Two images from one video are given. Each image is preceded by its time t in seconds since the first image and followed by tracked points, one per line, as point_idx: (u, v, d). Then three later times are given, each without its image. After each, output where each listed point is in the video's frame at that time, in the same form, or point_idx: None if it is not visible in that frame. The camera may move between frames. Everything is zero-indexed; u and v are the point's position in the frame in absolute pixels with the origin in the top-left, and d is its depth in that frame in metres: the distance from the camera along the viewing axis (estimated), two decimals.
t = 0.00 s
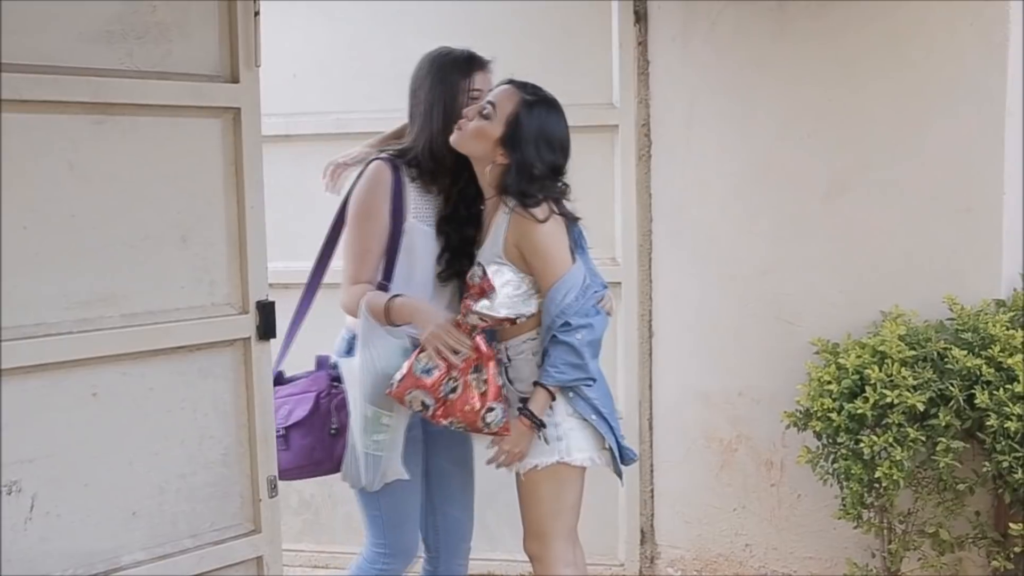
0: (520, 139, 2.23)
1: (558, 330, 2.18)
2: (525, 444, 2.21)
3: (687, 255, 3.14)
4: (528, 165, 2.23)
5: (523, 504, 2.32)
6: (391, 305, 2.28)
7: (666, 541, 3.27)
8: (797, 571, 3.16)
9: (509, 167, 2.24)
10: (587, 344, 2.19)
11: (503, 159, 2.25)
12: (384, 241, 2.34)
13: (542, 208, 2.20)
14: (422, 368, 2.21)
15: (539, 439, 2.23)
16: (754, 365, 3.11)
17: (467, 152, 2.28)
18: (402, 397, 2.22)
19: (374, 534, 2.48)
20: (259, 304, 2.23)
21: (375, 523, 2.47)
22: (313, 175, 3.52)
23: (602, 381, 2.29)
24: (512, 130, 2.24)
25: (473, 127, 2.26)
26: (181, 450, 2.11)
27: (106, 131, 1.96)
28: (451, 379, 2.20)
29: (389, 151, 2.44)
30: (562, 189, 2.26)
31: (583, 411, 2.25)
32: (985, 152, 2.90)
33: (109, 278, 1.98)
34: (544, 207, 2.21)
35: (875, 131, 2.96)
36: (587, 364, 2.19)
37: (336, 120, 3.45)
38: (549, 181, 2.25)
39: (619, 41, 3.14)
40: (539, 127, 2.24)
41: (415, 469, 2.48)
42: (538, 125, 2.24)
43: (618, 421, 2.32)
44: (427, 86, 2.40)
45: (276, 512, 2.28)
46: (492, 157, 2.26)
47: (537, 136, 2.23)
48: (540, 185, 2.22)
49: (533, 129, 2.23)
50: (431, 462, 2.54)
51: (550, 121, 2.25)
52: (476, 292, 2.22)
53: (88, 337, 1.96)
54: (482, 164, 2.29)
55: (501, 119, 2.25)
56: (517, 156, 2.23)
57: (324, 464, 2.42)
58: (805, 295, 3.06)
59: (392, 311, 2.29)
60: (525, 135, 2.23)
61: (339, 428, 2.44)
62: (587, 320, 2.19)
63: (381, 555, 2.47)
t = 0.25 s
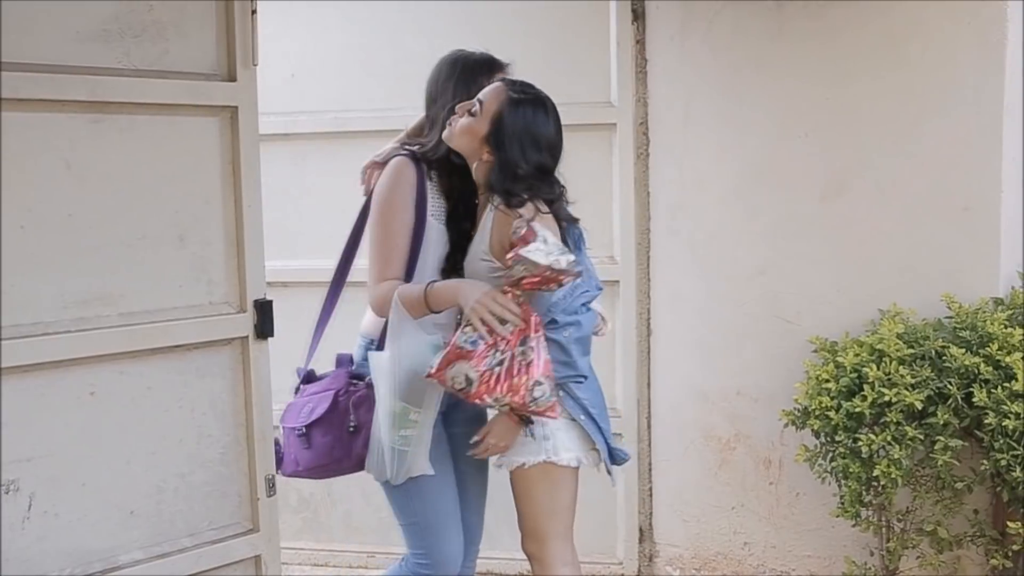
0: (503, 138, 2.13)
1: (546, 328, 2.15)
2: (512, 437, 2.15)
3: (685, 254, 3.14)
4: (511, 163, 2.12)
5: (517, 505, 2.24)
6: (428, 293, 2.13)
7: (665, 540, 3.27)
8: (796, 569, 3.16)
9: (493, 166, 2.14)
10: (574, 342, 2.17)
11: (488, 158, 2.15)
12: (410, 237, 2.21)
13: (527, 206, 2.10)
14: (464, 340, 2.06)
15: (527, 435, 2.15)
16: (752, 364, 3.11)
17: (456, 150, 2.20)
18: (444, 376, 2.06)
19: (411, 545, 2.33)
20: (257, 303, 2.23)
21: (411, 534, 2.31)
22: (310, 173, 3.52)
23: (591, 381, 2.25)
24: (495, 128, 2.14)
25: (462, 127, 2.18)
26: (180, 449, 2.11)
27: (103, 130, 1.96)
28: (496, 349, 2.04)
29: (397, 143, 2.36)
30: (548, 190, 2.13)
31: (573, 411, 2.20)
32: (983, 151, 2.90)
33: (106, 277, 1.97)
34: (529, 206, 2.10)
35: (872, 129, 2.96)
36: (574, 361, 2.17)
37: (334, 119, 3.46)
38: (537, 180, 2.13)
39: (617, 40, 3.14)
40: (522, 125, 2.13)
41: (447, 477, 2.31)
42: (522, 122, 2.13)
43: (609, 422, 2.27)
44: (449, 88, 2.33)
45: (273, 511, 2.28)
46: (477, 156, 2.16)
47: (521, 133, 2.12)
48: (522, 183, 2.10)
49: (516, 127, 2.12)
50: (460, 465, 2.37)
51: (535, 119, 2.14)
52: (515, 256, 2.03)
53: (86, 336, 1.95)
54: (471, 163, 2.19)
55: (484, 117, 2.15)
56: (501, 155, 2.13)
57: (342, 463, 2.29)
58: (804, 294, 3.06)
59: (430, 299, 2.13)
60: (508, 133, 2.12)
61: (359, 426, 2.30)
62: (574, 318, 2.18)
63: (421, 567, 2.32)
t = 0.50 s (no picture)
0: (498, 137, 2.04)
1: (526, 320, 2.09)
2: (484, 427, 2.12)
3: (686, 251, 3.14)
4: (502, 163, 2.03)
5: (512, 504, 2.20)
6: (489, 268, 2.03)
7: (666, 537, 3.27)
8: (797, 567, 3.16)
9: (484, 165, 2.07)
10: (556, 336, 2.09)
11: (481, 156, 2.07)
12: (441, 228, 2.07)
13: (515, 206, 2.04)
14: (547, 295, 2.00)
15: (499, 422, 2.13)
16: (753, 361, 3.11)
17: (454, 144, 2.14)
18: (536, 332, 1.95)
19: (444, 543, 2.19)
20: (258, 300, 2.23)
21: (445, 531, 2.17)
22: (312, 171, 3.52)
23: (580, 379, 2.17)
24: (491, 127, 2.06)
25: (460, 122, 2.12)
26: (181, 447, 2.11)
27: (104, 128, 1.96)
28: (579, 300, 2.00)
29: (419, 139, 2.22)
30: (538, 194, 2.06)
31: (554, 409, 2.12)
32: (985, 148, 2.90)
33: (107, 275, 1.97)
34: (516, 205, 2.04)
35: (874, 127, 2.96)
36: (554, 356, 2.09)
37: (335, 117, 3.46)
38: (530, 181, 2.04)
39: (618, 38, 3.14)
40: (518, 124, 2.03)
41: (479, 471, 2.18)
42: (518, 121, 2.03)
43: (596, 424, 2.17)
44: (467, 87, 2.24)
45: (275, 509, 2.28)
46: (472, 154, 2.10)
47: (515, 133, 2.03)
48: (510, 186, 2.02)
49: (511, 126, 2.03)
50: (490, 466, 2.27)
51: (532, 118, 2.04)
52: (594, 197, 2.21)
53: (88, 334, 1.95)
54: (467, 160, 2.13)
55: (482, 115, 2.08)
56: (494, 155, 2.04)
57: (358, 462, 2.12)
58: (805, 291, 3.05)
59: (494, 276, 2.02)
60: (502, 133, 2.04)
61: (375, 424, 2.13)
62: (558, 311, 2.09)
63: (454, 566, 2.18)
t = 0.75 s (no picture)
0: (496, 137, 2.01)
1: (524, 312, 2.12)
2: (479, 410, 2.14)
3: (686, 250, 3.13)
4: (499, 163, 2.01)
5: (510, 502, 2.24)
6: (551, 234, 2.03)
7: (667, 537, 3.27)
8: (798, 566, 3.16)
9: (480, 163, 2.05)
10: (553, 331, 2.11)
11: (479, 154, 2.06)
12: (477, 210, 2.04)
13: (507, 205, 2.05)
14: (628, 246, 2.09)
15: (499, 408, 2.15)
16: (754, 360, 3.11)
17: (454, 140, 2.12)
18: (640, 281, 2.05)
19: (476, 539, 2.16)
20: (258, 301, 2.23)
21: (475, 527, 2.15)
22: (312, 171, 3.53)
23: (576, 378, 2.18)
24: (491, 125, 2.03)
25: (463, 119, 2.10)
26: (182, 448, 2.11)
27: (103, 129, 1.96)
28: (664, 243, 2.10)
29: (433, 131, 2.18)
30: (531, 194, 2.05)
31: (544, 404, 2.15)
32: (985, 146, 2.89)
33: (107, 275, 1.97)
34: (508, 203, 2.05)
35: (874, 125, 2.96)
36: (550, 351, 2.12)
37: (335, 118, 3.46)
38: (527, 182, 2.02)
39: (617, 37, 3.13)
40: (517, 125, 2.00)
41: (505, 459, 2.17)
42: (517, 122, 2.00)
43: (587, 426, 2.18)
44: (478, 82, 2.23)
45: (276, 509, 2.28)
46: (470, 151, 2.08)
47: (514, 133, 2.00)
48: (506, 185, 2.01)
49: (510, 126, 2.00)
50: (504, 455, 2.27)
51: (532, 118, 2.01)
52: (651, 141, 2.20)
53: (88, 334, 1.95)
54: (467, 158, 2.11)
55: (483, 113, 2.06)
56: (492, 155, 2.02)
57: (384, 458, 2.08)
58: (806, 290, 3.05)
59: (555, 243, 2.03)
60: (501, 132, 2.01)
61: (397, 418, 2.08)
62: (557, 307, 2.12)
63: (494, 558, 2.14)
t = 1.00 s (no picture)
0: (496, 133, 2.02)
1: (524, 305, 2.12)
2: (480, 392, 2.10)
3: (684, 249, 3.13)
4: (499, 158, 2.02)
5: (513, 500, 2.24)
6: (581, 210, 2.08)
7: (665, 535, 3.27)
8: (796, 564, 3.16)
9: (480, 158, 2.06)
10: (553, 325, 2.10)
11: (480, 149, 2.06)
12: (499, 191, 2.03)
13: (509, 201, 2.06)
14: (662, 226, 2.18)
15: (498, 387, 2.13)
16: (752, 358, 3.11)
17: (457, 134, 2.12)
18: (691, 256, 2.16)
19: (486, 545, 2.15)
20: (255, 300, 2.23)
21: (486, 532, 2.14)
22: (310, 170, 3.53)
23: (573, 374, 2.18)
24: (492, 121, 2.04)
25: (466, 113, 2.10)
26: (179, 447, 2.11)
27: (101, 128, 1.96)
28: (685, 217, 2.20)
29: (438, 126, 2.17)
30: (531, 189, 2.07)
31: (538, 398, 2.16)
32: (982, 145, 2.90)
33: (104, 275, 1.97)
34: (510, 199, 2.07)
35: (872, 124, 2.96)
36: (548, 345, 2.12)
37: (333, 117, 3.46)
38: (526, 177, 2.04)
39: (616, 36, 3.13)
40: (517, 121, 2.01)
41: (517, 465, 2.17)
42: (517, 118, 2.01)
43: (580, 424, 2.18)
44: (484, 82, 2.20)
45: (274, 508, 2.28)
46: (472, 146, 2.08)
47: (515, 129, 2.01)
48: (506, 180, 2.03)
49: (511, 122, 2.01)
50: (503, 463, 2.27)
51: (533, 114, 2.02)
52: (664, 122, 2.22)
53: (85, 334, 1.95)
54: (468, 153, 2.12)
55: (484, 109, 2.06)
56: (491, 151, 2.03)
57: (421, 461, 2.02)
58: (803, 288, 3.05)
59: (589, 216, 2.09)
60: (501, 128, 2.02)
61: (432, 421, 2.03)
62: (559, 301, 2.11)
63: (508, 561, 2.13)
